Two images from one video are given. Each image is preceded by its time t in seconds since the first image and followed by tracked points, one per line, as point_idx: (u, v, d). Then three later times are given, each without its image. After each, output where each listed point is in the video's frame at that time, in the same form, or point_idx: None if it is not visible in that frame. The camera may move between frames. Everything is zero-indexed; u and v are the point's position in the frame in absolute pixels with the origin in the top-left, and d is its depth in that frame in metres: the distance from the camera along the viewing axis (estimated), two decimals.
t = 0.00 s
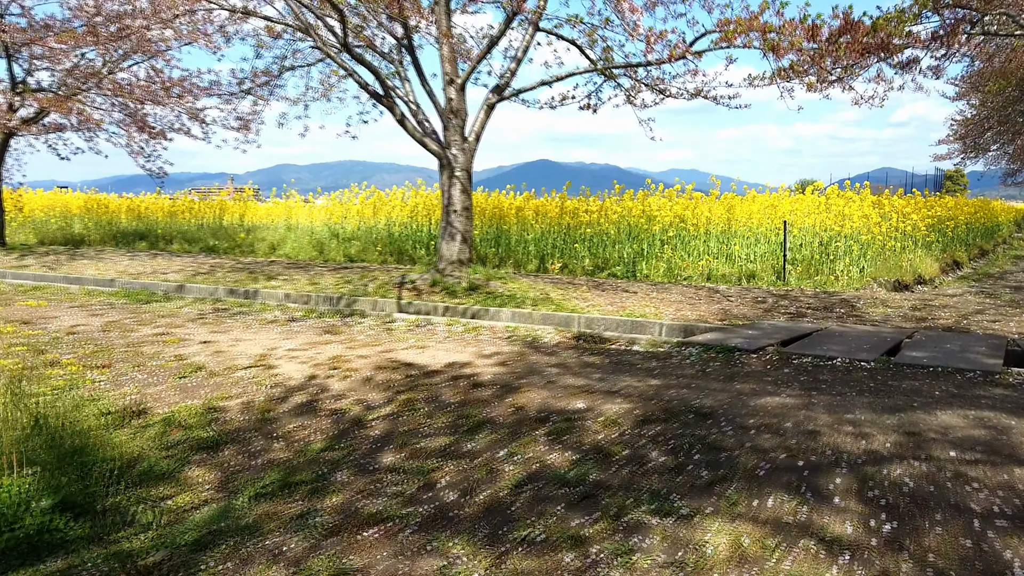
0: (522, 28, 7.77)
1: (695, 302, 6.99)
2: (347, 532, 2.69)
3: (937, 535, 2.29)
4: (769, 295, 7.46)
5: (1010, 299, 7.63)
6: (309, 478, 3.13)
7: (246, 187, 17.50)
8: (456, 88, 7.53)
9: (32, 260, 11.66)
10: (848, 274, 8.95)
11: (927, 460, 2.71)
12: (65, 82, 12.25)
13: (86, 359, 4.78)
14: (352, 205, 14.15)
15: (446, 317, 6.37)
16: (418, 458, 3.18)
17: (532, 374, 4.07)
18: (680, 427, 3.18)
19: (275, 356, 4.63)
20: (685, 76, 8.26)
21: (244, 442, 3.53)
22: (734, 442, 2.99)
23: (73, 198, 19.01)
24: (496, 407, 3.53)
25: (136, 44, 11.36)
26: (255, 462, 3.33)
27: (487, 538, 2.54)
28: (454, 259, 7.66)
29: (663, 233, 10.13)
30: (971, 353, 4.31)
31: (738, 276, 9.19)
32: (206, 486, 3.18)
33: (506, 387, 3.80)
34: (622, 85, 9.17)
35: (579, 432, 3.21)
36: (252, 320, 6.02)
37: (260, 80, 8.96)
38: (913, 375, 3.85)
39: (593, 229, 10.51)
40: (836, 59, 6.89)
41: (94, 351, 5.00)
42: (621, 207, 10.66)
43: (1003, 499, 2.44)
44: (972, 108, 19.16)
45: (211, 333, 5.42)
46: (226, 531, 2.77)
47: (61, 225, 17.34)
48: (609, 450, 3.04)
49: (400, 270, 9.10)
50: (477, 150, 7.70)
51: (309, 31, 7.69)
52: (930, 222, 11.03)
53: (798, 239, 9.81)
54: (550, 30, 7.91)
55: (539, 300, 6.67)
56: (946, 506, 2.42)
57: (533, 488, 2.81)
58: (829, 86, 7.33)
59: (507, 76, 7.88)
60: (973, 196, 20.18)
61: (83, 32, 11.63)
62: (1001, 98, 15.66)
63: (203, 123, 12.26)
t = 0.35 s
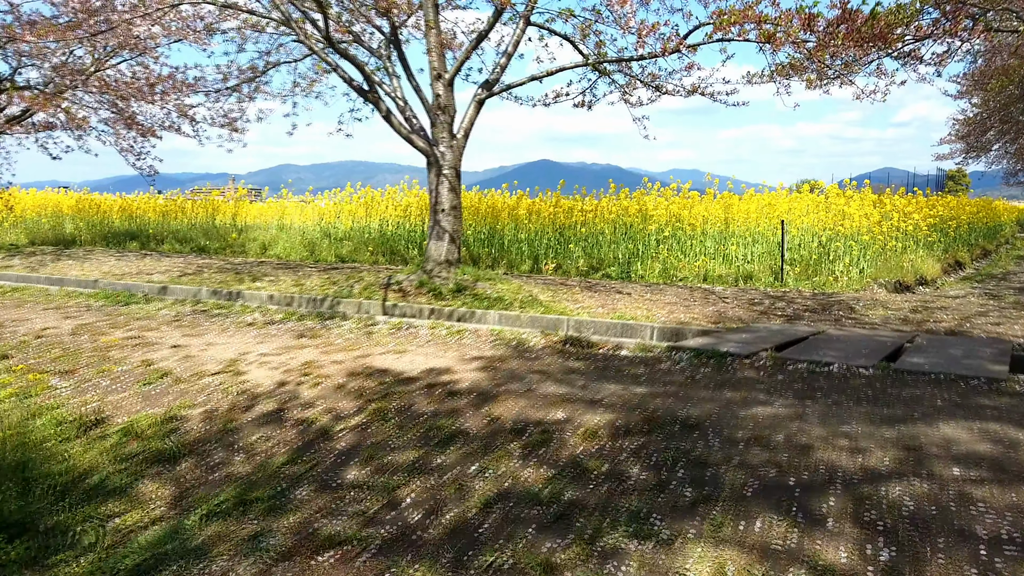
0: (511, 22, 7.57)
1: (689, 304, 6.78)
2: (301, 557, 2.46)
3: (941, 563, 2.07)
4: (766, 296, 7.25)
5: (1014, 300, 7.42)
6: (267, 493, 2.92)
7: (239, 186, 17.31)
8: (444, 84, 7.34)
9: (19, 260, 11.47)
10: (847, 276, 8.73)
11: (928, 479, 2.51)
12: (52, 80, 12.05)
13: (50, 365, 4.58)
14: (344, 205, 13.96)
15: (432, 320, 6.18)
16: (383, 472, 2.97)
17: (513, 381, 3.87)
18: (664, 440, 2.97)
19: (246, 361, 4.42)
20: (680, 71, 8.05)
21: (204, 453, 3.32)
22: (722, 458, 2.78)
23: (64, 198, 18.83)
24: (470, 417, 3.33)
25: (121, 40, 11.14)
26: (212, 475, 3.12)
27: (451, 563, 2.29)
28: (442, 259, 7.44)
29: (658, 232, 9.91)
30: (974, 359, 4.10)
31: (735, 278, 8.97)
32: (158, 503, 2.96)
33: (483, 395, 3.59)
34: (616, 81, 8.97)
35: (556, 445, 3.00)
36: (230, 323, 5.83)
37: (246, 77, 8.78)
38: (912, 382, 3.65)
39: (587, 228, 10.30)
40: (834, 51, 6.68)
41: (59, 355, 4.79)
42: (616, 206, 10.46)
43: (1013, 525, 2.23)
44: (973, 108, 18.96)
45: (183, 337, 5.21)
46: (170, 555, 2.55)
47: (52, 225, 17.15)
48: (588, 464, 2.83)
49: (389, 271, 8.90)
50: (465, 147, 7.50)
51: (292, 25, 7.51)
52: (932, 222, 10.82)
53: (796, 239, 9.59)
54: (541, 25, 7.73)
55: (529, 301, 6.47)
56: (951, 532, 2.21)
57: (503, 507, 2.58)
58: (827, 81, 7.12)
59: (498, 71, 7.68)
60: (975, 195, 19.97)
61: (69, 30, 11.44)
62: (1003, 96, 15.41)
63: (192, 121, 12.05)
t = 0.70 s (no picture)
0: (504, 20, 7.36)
1: (686, 311, 6.56)
2: None
3: None
4: (765, 303, 7.02)
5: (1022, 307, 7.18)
6: (219, 524, 2.69)
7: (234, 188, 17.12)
8: (434, 84, 7.13)
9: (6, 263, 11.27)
10: (850, 281, 8.49)
11: (935, 518, 2.28)
12: (40, 78, 11.85)
13: (12, 378, 4.37)
14: (339, 207, 13.76)
15: (419, 328, 5.97)
16: (344, 502, 2.75)
17: (492, 399, 3.66)
18: (649, 469, 2.74)
19: (215, 375, 4.22)
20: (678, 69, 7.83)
21: (158, 479, 3.10)
22: (709, 490, 2.55)
23: (58, 199, 18.65)
24: (442, 441, 3.11)
25: (109, 39, 10.94)
26: (164, 504, 2.90)
27: None
28: (431, 265, 7.22)
29: (656, 236, 9.67)
30: (982, 375, 3.87)
31: (734, 282, 8.71)
32: (102, 536, 2.73)
33: (459, 416, 3.37)
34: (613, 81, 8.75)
35: (532, 473, 2.78)
36: (207, 331, 5.62)
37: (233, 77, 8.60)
38: (917, 402, 3.43)
39: (584, 231, 10.06)
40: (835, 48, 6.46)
41: (23, 367, 4.58)
42: (613, 209, 10.22)
43: None
44: (978, 108, 18.71)
45: (155, 347, 5.00)
46: None
47: (46, 226, 16.97)
48: (565, 496, 2.60)
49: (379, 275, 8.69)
50: (455, 149, 7.28)
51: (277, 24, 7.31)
52: (937, 225, 10.57)
53: (797, 243, 9.35)
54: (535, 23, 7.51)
55: (519, 308, 6.26)
56: None
57: (470, 546, 2.35)
58: (829, 80, 6.89)
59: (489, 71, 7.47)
60: (980, 197, 19.71)
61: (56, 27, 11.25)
62: (1009, 96, 15.12)
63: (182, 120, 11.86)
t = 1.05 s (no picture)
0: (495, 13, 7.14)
1: (682, 313, 6.33)
2: None
3: None
4: (765, 305, 6.79)
5: None
6: (163, 547, 2.46)
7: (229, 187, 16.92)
8: (423, 79, 6.91)
9: None
10: (853, 282, 8.25)
11: (947, 548, 2.04)
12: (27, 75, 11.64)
13: None
14: (332, 206, 13.55)
15: (405, 331, 5.74)
16: (301, 523, 2.52)
17: (470, 409, 3.43)
18: (633, 489, 2.51)
19: (182, 381, 3.99)
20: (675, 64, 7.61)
21: (106, 496, 2.88)
22: (698, 513, 2.32)
23: (52, 199, 18.45)
24: (412, 456, 2.88)
25: (97, 35, 10.73)
26: (108, 524, 2.67)
27: None
28: (420, 265, 7.00)
29: (654, 235, 9.43)
30: (993, 384, 3.63)
31: (735, 284, 8.47)
32: (37, 559, 2.50)
33: (432, 428, 3.14)
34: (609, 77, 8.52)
35: (506, 493, 2.55)
36: (183, 335, 5.39)
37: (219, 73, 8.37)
38: (925, 413, 3.19)
39: (581, 231, 9.81)
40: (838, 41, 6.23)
41: None
42: (611, 208, 9.99)
43: None
44: (983, 107, 18.46)
45: (124, 352, 4.77)
46: None
47: (39, 226, 16.77)
48: (540, 519, 2.37)
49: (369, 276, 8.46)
50: (445, 146, 7.06)
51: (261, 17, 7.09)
52: (941, 224, 10.33)
53: (799, 243, 9.12)
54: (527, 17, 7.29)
55: (509, 310, 6.03)
56: None
57: None
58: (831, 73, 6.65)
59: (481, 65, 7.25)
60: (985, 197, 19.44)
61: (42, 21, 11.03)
62: (1015, 95, 14.86)
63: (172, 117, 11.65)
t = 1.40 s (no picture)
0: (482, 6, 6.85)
1: (676, 319, 6.05)
2: None
3: None
4: (763, 310, 6.51)
5: None
6: None
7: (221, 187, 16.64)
8: (406, 74, 6.64)
9: None
10: (854, 284, 7.97)
11: None
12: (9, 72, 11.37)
13: None
14: (323, 207, 13.27)
15: (384, 338, 5.46)
16: (234, 563, 2.24)
17: (438, 428, 3.16)
18: (605, 528, 2.23)
19: (132, 396, 3.71)
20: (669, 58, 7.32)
21: (28, 528, 2.60)
22: (678, 557, 2.04)
23: (42, 198, 18.18)
24: (366, 484, 2.60)
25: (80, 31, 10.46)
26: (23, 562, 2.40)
27: None
28: (403, 268, 6.73)
29: (650, 236, 9.15)
30: (1007, 400, 3.34)
31: (732, 286, 8.19)
32: None
33: (393, 451, 2.86)
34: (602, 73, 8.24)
35: (465, 530, 2.27)
36: (149, 342, 5.12)
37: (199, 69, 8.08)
38: (933, 436, 2.91)
39: (575, 231, 9.53)
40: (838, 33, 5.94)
41: None
42: (606, 208, 9.70)
43: None
44: (986, 106, 18.15)
45: (81, 362, 4.50)
46: None
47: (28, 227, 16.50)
48: (499, 563, 2.09)
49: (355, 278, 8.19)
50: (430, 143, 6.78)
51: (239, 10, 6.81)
52: (945, 225, 10.04)
53: (798, 244, 8.83)
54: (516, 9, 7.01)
55: (495, 315, 5.76)
56: None
57: None
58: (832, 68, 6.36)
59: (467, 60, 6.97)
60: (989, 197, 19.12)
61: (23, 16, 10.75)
62: (1020, 93, 14.53)
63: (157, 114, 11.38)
